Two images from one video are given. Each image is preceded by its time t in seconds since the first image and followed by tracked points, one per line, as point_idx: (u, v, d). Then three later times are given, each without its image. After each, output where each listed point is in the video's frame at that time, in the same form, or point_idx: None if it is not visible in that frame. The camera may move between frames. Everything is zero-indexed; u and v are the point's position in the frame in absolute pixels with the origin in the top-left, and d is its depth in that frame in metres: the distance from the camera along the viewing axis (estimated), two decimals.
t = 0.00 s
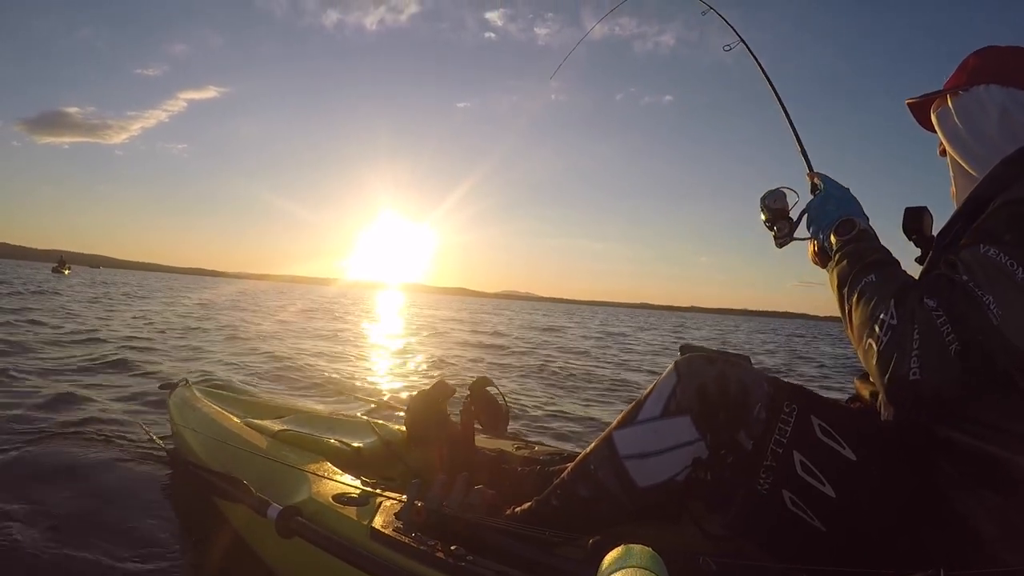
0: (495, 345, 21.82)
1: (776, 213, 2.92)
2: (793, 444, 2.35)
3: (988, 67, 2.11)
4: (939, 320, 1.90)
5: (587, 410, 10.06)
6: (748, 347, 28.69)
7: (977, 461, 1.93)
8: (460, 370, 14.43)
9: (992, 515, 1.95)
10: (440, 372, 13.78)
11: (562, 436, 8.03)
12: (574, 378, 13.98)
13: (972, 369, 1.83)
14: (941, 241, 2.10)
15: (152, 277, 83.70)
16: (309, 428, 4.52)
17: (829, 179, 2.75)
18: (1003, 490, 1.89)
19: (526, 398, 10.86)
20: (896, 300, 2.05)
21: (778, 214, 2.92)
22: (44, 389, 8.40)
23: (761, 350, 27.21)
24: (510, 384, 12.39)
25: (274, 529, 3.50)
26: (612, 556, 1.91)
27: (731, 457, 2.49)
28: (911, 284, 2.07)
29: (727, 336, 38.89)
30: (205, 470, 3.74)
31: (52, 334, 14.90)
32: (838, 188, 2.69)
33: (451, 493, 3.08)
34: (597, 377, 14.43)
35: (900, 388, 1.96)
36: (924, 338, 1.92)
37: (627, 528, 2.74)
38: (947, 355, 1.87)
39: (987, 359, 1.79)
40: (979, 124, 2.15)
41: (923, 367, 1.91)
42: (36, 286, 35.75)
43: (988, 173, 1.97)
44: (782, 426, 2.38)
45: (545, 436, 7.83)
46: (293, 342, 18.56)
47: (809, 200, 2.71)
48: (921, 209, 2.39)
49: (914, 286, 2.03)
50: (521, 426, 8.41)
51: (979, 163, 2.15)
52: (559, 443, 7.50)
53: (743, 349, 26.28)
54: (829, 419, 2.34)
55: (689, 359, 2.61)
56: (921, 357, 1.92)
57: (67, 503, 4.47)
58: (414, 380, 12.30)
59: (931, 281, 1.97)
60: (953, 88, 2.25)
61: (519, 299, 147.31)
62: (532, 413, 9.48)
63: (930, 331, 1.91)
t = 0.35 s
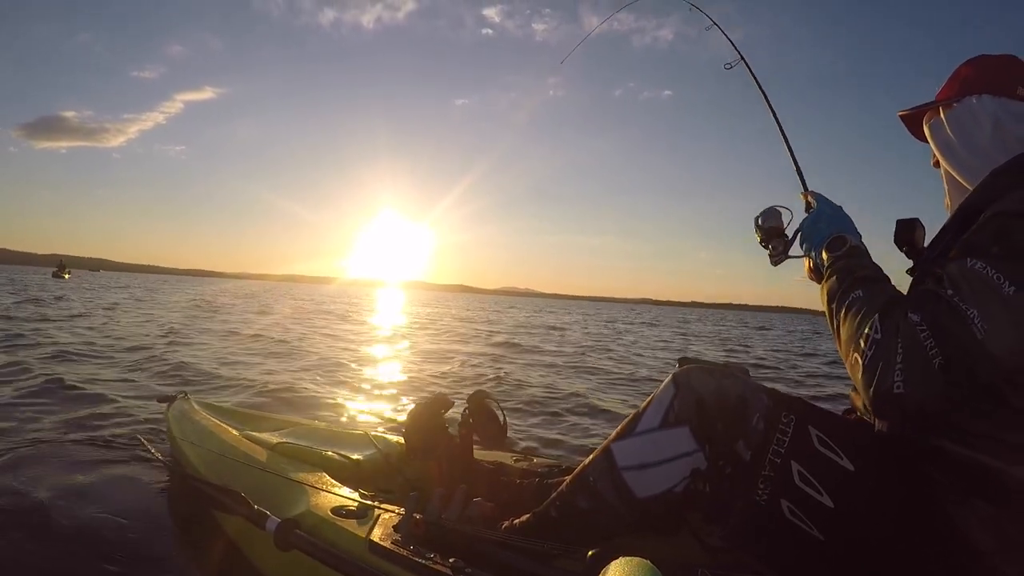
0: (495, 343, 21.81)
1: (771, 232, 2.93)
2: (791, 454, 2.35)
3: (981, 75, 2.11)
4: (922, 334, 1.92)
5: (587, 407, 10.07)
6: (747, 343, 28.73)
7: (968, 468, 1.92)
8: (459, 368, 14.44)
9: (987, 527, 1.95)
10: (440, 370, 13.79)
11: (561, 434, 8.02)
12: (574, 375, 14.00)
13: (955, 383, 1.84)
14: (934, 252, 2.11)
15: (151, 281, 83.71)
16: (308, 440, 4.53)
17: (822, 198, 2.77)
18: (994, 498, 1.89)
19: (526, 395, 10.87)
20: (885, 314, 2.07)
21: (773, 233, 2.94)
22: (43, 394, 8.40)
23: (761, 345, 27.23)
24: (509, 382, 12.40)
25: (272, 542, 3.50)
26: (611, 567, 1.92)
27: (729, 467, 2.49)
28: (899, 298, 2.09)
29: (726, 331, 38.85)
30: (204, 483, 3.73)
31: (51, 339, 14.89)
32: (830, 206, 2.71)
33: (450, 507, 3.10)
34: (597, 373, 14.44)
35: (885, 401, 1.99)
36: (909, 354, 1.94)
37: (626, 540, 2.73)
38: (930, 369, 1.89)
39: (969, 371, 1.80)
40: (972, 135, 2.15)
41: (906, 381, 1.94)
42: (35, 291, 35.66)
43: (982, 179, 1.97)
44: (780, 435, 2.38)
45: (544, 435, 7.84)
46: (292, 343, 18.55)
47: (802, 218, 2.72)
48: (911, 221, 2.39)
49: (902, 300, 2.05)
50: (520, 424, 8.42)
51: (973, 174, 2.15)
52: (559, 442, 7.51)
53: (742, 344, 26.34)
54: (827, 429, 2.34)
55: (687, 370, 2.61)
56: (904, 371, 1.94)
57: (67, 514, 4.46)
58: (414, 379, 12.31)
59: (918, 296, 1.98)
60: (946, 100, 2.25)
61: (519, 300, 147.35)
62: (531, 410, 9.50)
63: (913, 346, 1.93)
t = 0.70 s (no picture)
0: (495, 337, 21.76)
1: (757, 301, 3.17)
2: (792, 450, 2.34)
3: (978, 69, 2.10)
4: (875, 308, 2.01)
5: (589, 401, 10.04)
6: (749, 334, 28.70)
7: (970, 466, 1.94)
8: (461, 362, 14.42)
9: (988, 524, 1.92)
10: (441, 364, 13.77)
11: (562, 428, 8.00)
12: (575, 368, 13.97)
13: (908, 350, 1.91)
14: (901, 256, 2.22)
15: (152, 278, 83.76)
16: (309, 436, 4.53)
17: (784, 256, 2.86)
18: (998, 496, 1.89)
19: (527, 389, 10.87)
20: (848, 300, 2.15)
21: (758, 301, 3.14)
22: (44, 393, 8.39)
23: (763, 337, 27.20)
24: (511, 376, 12.38)
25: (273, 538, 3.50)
26: (610, 567, 1.93)
27: (731, 463, 2.48)
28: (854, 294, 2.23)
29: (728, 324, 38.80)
30: (204, 478, 3.73)
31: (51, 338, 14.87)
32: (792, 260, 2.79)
33: (450, 502, 3.10)
34: (599, 367, 14.42)
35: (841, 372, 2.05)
36: (862, 325, 2.02)
37: (627, 537, 2.72)
38: (881, 337, 1.96)
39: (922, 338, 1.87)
40: (968, 133, 2.13)
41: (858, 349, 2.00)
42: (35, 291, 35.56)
43: (968, 176, 1.99)
44: (781, 431, 2.38)
45: (546, 430, 7.83)
46: (292, 339, 18.50)
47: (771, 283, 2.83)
48: (904, 222, 2.42)
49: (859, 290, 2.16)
50: (521, 419, 8.40)
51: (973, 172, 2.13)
52: (560, 437, 7.49)
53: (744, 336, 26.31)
54: (828, 424, 2.35)
55: (687, 365, 2.60)
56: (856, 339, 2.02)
57: (68, 515, 4.45)
58: (415, 374, 12.29)
59: (876, 283, 2.09)
60: (938, 98, 2.22)
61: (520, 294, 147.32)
62: (533, 404, 9.49)
63: (867, 319, 2.02)
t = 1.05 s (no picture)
0: (498, 335, 21.77)
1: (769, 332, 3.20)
2: (796, 446, 2.34)
3: (969, 64, 2.09)
4: (852, 303, 2.07)
5: (592, 398, 10.02)
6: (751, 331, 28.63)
7: (974, 463, 1.94)
8: (462, 360, 14.41)
9: (990, 520, 1.93)
10: (442, 362, 13.76)
11: (565, 426, 7.99)
12: (577, 365, 13.94)
13: (879, 341, 1.96)
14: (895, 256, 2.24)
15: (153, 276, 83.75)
16: (311, 433, 4.53)
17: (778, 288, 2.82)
18: (1002, 493, 1.89)
19: (529, 387, 10.85)
20: (832, 299, 2.22)
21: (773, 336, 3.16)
22: (45, 393, 8.38)
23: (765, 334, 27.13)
24: (513, 373, 12.36)
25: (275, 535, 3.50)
26: (613, 564, 1.92)
27: (733, 460, 2.48)
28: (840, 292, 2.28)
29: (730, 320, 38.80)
30: (206, 474, 3.74)
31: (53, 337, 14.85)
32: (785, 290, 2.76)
33: (453, 500, 3.10)
34: (601, 364, 14.39)
35: (819, 364, 2.13)
36: (841, 320, 2.09)
37: (629, 535, 2.72)
38: (855, 331, 2.02)
39: (893, 330, 1.92)
40: (961, 134, 2.13)
41: (834, 342, 2.08)
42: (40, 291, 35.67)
43: (960, 176, 2.02)
44: (783, 428, 2.39)
45: (549, 428, 7.81)
46: (295, 337, 18.51)
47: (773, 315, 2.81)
48: (900, 223, 2.44)
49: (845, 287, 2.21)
50: (524, 417, 8.38)
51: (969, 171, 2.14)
52: (564, 435, 7.47)
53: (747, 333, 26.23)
54: (830, 421, 2.36)
55: (690, 362, 2.61)
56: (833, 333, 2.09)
57: (71, 513, 4.45)
58: (416, 372, 12.27)
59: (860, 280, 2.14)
60: (928, 101, 2.21)
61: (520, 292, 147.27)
62: (535, 402, 9.47)
63: (844, 315, 2.08)
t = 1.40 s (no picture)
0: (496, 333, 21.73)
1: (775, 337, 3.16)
2: (792, 449, 2.34)
3: (958, 70, 2.08)
4: (844, 302, 2.07)
5: (590, 399, 10.01)
6: (750, 329, 28.61)
7: (969, 464, 1.93)
8: (461, 357, 14.40)
9: (986, 523, 1.92)
10: (441, 360, 13.76)
11: (561, 429, 7.98)
12: (575, 363, 13.93)
13: (869, 340, 1.97)
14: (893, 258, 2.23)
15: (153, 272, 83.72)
16: (308, 438, 4.53)
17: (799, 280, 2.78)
18: (998, 497, 1.88)
19: (527, 387, 10.84)
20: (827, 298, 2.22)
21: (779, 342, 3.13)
22: (43, 390, 8.38)
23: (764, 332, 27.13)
24: (511, 372, 12.35)
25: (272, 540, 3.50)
26: (609, 567, 1.92)
27: (730, 464, 2.47)
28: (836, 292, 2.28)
29: (729, 319, 38.69)
30: (203, 479, 3.74)
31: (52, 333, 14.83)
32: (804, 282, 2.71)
33: (450, 505, 3.10)
34: (599, 362, 14.38)
35: (811, 362, 2.14)
36: (833, 318, 2.09)
37: (625, 539, 2.71)
38: (846, 329, 2.03)
39: (884, 330, 1.92)
40: (952, 140, 2.13)
41: (826, 339, 2.09)
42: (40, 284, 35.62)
43: (953, 181, 2.00)
44: (780, 431, 2.38)
45: (546, 430, 7.80)
46: (293, 334, 18.49)
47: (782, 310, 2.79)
48: (895, 229, 2.44)
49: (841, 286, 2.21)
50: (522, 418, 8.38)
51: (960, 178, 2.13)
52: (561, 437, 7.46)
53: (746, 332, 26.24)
54: (827, 424, 2.35)
55: (687, 366, 2.60)
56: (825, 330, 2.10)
57: (68, 515, 4.44)
58: (414, 370, 12.26)
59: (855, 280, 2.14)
60: (921, 108, 2.22)
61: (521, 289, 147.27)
62: (533, 403, 9.46)
63: (837, 313, 2.09)
